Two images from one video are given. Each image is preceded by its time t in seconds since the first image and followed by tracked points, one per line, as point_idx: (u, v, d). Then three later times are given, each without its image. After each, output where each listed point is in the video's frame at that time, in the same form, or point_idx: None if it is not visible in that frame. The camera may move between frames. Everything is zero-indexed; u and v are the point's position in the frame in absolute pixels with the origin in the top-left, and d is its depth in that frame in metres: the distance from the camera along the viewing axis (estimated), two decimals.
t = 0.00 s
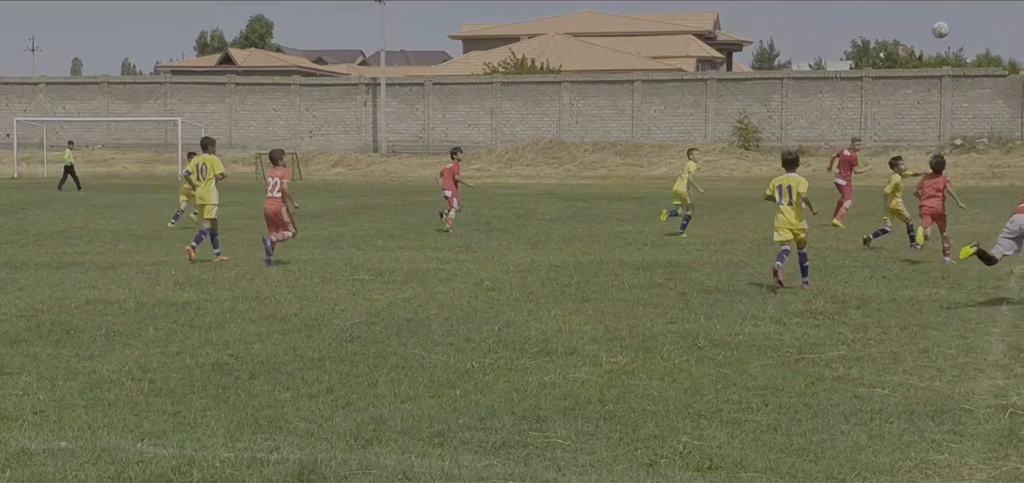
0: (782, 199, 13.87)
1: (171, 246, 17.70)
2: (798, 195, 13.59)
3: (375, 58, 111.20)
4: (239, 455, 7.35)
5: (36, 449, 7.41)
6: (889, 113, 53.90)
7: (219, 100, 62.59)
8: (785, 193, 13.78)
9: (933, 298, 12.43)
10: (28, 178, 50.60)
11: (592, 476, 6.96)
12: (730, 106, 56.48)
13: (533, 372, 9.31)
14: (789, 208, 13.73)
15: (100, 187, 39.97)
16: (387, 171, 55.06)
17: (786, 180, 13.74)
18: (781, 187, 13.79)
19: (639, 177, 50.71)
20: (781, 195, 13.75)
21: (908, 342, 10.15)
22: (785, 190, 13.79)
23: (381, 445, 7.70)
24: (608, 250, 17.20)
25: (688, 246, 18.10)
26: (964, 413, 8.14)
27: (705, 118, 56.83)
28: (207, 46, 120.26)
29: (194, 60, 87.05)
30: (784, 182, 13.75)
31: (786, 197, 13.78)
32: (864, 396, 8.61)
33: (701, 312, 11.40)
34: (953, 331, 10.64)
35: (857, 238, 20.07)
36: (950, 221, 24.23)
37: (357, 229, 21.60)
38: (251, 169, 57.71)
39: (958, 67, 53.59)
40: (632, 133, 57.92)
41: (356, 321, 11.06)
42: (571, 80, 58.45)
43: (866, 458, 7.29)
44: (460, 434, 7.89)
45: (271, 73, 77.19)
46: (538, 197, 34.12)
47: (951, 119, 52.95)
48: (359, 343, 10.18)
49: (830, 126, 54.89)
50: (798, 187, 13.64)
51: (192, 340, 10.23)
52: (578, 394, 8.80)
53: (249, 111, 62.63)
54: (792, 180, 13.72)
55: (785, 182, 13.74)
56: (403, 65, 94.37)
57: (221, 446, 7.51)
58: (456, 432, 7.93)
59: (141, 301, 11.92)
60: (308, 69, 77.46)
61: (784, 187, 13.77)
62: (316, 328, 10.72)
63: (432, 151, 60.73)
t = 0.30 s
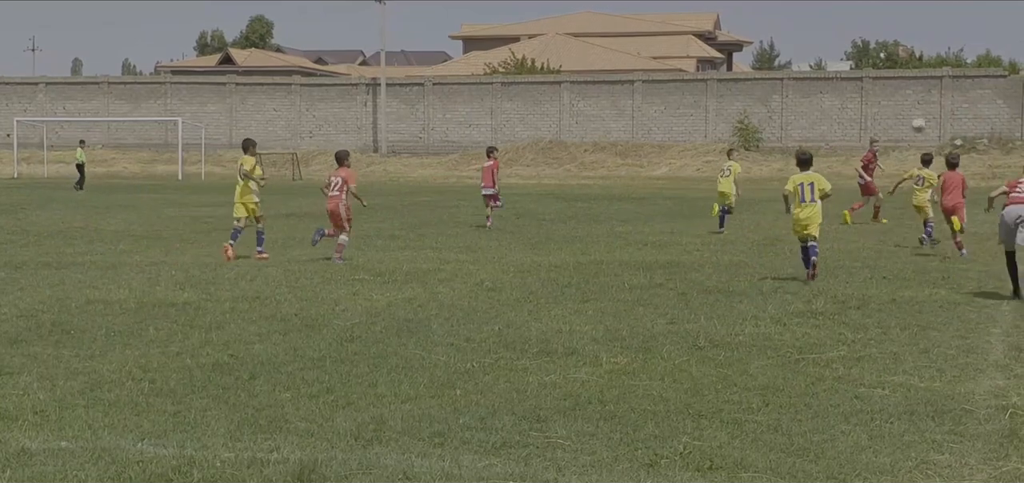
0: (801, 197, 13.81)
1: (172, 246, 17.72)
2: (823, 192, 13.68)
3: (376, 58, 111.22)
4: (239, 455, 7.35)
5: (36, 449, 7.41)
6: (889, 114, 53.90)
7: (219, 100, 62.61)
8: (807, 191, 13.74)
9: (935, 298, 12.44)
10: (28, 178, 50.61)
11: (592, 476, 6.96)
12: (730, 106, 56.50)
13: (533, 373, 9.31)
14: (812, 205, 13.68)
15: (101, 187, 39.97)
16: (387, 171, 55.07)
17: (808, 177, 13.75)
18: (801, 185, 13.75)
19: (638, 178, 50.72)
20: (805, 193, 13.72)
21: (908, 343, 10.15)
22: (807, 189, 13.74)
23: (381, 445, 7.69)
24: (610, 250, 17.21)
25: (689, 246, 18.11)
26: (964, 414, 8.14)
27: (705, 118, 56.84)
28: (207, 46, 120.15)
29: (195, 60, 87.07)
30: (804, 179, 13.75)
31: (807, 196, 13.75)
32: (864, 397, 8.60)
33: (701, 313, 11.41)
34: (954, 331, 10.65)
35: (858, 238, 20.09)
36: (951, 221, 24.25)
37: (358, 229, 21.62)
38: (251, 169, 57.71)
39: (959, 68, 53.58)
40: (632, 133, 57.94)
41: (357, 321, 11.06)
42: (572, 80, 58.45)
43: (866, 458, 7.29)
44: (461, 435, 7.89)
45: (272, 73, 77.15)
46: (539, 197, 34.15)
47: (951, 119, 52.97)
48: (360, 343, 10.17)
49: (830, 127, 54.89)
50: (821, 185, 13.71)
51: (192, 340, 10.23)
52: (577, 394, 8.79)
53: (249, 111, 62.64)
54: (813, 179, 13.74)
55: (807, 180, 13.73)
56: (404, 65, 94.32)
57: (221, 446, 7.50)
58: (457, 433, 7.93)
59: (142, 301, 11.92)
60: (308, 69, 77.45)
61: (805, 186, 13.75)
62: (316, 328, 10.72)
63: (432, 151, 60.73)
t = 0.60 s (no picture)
0: (801, 195, 14.94)
1: (169, 247, 17.71)
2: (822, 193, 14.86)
3: (372, 58, 111.27)
4: (236, 456, 7.34)
5: (32, 450, 7.40)
6: (885, 114, 53.95)
7: (215, 101, 62.56)
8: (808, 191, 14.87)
9: (931, 299, 12.46)
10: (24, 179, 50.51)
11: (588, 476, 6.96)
12: (726, 107, 56.55)
13: (530, 373, 9.31)
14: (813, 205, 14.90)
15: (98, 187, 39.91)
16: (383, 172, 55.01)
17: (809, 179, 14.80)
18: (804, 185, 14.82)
19: (635, 178, 50.72)
20: (805, 194, 14.87)
21: (904, 344, 10.16)
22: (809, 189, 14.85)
23: (378, 446, 7.69)
24: (606, 251, 17.22)
25: (686, 247, 18.13)
26: (961, 415, 8.15)
27: (701, 118, 56.89)
28: (203, 47, 120.12)
29: (191, 60, 87.02)
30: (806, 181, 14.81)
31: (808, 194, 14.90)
32: (861, 397, 8.61)
33: (698, 314, 11.41)
34: (950, 332, 10.67)
35: (855, 239, 20.12)
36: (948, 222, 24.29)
37: (356, 230, 21.63)
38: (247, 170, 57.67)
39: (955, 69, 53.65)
40: (628, 134, 57.97)
41: (354, 322, 11.06)
42: (568, 81, 58.47)
43: (863, 459, 7.29)
44: (458, 435, 7.89)
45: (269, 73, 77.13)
46: (536, 198, 34.18)
47: (947, 120, 53.05)
48: (356, 344, 10.18)
49: (827, 127, 54.94)
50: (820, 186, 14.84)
51: (189, 340, 10.23)
52: (574, 395, 8.78)
53: (246, 112, 62.60)
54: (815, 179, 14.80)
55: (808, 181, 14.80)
56: (401, 66, 94.29)
57: (218, 447, 7.50)
58: (454, 434, 7.93)
59: (138, 302, 11.92)
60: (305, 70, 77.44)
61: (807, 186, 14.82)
62: (312, 329, 10.71)
63: (428, 152, 60.70)
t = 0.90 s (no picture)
0: (802, 190, 15.10)
1: (161, 246, 17.70)
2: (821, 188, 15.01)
3: (365, 57, 111.20)
4: (229, 454, 7.33)
5: (25, 449, 7.38)
6: (877, 113, 54.05)
7: (208, 100, 62.50)
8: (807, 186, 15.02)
9: (924, 297, 12.49)
10: (17, 178, 50.39)
11: (583, 475, 6.95)
12: (719, 105, 56.61)
13: (524, 371, 9.32)
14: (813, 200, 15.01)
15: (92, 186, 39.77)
16: (377, 171, 54.97)
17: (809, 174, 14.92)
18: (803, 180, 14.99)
19: (629, 177, 50.73)
20: (805, 189, 15.06)
21: (897, 342, 10.17)
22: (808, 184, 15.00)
23: (372, 444, 7.68)
24: (600, 249, 17.23)
25: (681, 245, 18.14)
26: (954, 413, 8.16)
27: (694, 117, 56.94)
28: (197, 45, 119.86)
29: (184, 59, 86.90)
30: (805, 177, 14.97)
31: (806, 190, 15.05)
32: (854, 395, 8.63)
33: (692, 312, 11.41)
34: (942, 329, 10.68)
35: (849, 238, 20.17)
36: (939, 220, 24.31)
37: (349, 228, 21.61)
38: (240, 169, 57.57)
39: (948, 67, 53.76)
40: (622, 132, 58.00)
41: (347, 320, 11.06)
42: (561, 79, 58.46)
43: (856, 457, 7.31)
44: (452, 434, 7.88)
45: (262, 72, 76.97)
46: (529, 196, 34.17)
47: (939, 118, 53.16)
48: (350, 343, 10.18)
49: (820, 126, 55.00)
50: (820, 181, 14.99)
51: (182, 339, 10.22)
52: (567, 394, 8.78)
53: (239, 111, 62.52)
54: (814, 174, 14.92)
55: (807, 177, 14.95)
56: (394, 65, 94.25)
57: (211, 446, 7.49)
58: (448, 432, 7.93)
59: (131, 301, 11.89)
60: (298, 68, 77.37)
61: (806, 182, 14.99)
62: (305, 327, 10.70)
63: (422, 150, 60.66)
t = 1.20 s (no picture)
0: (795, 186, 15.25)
1: (151, 244, 17.67)
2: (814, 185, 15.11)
3: (358, 54, 111.08)
4: (222, 453, 7.32)
5: (17, 448, 7.36)
6: (870, 110, 54.14)
7: (201, 97, 62.41)
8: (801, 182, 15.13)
9: (916, 294, 12.51)
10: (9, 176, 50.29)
11: (576, 473, 6.95)
12: (712, 103, 56.65)
13: (517, 370, 9.32)
14: (805, 196, 15.17)
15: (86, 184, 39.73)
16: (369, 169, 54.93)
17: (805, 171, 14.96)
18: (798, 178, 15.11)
19: (622, 175, 50.74)
20: (798, 185, 15.20)
21: (889, 339, 10.19)
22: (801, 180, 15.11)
23: (365, 442, 7.68)
24: (591, 247, 17.24)
25: (673, 243, 18.15)
26: (946, 410, 8.18)
27: (687, 115, 56.98)
28: (188, 43, 119.49)
29: (176, 57, 86.74)
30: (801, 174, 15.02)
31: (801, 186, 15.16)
32: (847, 393, 8.64)
33: (685, 310, 11.41)
34: (935, 327, 10.71)
35: (840, 235, 20.21)
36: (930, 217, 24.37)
37: (338, 227, 21.60)
38: (233, 167, 57.51)
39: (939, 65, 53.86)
40: (615, 130, 58.02)
41: (340, 318, 11.06)
42: (554, 77, 58.44)
43: (848, 454, 7.31)
44: (445, 432, 7.88)
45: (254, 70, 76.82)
46: (520, 194, 34.19)
47: (932, 115, 53.26)
48: (343, 341, 10.17)
49: (813, 123, 55.07)
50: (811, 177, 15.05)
51: (174, 337, 10.21)
52: (560, 392, 8.78)
53: (231, 109, 62.44)
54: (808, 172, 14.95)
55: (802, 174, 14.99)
56: (386, 63, 94.16)
57: (204, 445, 7.47)
58: (442, 430, 7.93)
59: (123, 299, 11.87)
60: (291, 66, 77.26)
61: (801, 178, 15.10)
62: (298, 325, 10.70)
63: (414, 148, 60.63)
